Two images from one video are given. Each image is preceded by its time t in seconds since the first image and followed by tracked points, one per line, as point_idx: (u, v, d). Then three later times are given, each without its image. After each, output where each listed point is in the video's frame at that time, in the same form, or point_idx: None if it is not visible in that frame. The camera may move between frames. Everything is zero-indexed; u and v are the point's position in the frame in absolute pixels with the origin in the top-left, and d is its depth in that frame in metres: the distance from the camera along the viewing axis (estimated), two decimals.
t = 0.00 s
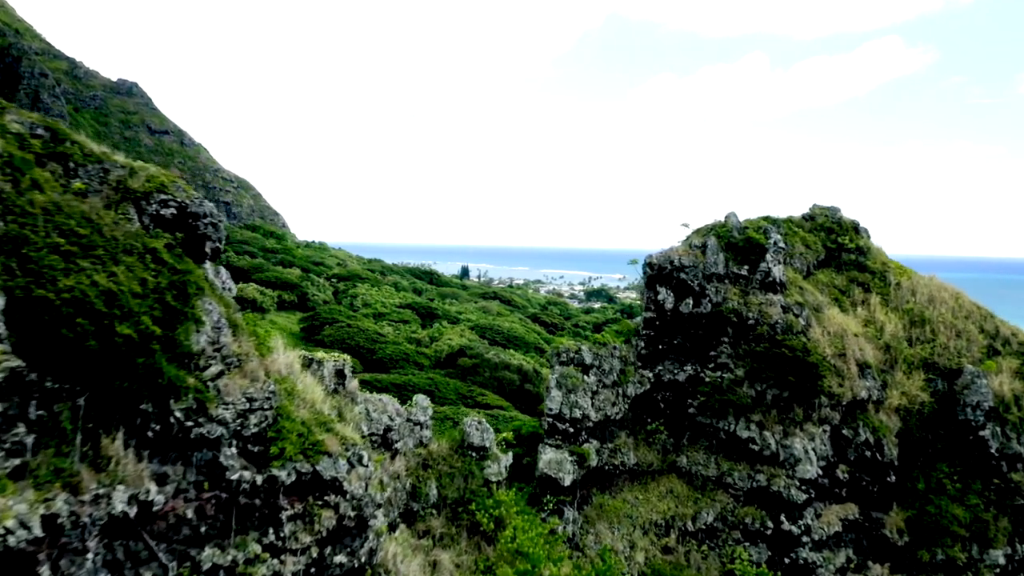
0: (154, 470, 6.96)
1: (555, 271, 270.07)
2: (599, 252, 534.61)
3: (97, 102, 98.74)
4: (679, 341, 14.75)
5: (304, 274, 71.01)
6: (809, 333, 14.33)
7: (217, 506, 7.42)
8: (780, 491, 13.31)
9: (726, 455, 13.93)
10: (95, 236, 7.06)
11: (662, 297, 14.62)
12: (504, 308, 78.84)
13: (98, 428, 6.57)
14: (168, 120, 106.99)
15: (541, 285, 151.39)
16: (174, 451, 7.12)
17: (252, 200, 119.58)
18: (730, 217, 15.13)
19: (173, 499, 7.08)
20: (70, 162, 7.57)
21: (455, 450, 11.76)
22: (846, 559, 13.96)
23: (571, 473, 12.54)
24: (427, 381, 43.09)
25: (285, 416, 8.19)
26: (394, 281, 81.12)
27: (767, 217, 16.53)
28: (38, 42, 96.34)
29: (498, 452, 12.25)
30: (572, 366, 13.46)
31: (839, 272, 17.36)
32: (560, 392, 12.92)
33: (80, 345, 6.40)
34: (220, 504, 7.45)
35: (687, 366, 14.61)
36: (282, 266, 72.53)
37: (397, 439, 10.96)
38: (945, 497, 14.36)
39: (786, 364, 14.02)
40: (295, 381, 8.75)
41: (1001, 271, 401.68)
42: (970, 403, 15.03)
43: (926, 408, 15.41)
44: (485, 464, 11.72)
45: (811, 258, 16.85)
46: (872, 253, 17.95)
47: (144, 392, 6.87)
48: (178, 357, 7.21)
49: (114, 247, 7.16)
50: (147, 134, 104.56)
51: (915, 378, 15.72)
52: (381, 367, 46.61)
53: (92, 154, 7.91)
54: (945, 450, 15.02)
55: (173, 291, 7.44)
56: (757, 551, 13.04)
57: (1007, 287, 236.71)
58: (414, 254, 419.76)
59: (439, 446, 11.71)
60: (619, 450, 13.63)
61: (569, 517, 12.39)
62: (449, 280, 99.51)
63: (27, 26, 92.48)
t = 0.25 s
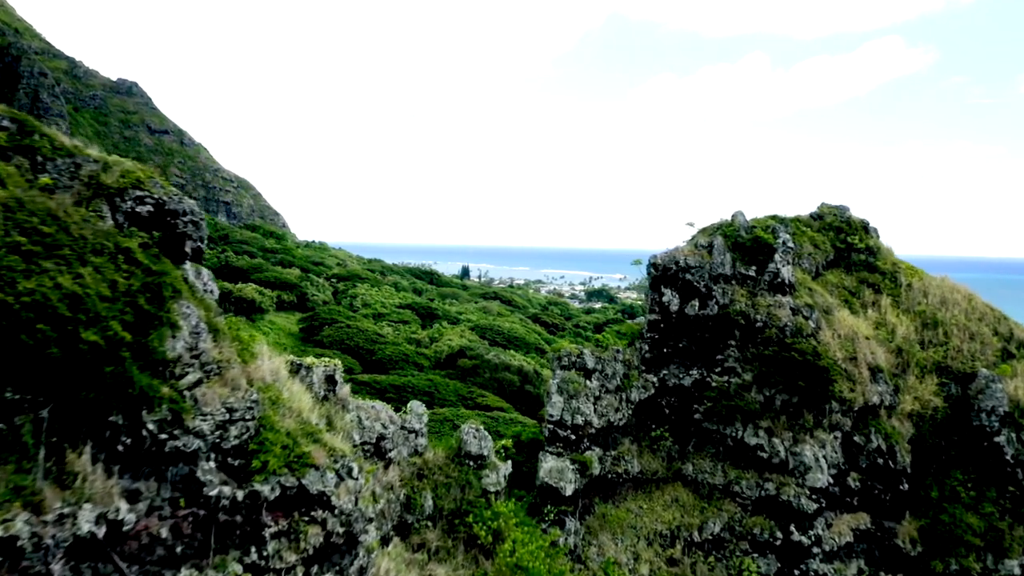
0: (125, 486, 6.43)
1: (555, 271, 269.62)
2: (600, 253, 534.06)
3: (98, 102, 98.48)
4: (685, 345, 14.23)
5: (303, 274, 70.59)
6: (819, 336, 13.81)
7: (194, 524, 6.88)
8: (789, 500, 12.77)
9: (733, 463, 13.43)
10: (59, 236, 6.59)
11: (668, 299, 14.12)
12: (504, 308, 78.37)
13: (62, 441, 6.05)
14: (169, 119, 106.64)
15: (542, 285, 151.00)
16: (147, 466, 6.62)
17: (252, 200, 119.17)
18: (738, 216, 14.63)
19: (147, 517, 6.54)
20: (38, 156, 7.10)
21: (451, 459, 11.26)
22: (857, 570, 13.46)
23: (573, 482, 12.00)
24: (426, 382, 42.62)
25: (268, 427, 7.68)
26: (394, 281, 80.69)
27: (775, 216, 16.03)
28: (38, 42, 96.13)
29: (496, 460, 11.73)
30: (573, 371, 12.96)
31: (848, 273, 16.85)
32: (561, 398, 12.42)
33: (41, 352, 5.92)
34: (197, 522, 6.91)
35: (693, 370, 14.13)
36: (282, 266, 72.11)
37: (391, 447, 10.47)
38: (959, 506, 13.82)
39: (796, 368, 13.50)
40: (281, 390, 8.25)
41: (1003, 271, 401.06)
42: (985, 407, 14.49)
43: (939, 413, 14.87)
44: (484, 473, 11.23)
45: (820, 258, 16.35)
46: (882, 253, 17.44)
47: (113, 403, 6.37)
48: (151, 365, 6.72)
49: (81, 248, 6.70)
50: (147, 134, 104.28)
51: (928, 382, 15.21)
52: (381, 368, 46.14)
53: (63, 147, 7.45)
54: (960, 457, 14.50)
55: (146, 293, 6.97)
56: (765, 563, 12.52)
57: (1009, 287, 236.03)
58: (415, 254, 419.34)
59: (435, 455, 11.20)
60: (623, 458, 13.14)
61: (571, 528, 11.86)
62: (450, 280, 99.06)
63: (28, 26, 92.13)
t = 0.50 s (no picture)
0: (91, 506, 5.92)
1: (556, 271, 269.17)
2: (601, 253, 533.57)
3: (97, 101, 98.06)
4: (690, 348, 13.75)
5: (303, 274, 70.15)
6: (830, 339, 13.30)
7: (166, 545, 6.41)
8: (799, 510, 12.24)
9: (741, 471, 12.92)
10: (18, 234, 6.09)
11: (673, 300, 13.62)
12: (504, 308, 77.91)
13: (20, 457, 5.53)
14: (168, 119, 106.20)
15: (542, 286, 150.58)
16: (116, 482, 6.11)
17: (251, 200, 118.70)
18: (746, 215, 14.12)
19: (116, 538, 6.06)
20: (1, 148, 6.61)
21: (447, 468, 10.75)
22: None
23: (574, 492, 11.50)
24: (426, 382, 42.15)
25: (249, 440, 7.15)
26: (394, 281, 80.21)
27: (783, 215, 15.54)
28: (37, 41, 95.76)
29: (495, 469, 11.23)
30: (575, 375, 12.45)
31: (858, 274, 16.33)
32: (563, 404, 11.92)
33: None
34: (170, 543, 6.44)
35: (699, 375, 13.64)
36: (281, 266, 71.63)
37: (384, 457, 9.96)
38: (974, 515, 13.30)
39: (806, 373, 13.00)
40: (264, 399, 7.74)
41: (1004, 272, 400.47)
42: (1001, 413, 13.98)
43: (954, 419, 14.35)
44: (481, 483, 10.74)
45: (830, 258, 15.85)
46: (893, 253, 16.94)
47: (77, 415, 5.85)
48: (120, 375, 6.22)
49: (42, 247, 6.20)
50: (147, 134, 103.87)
51: (941, 387, 14.70)
52: (380, 368, 45.64)
53: (30, 138, 6.97)
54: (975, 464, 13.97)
55: (115, 296, 6.47)
56: None
57: (1010, 287, 235.52)
58: (415, 254, 418.78)
59: (431, 465, 10.69)
60: (626, 466, 12.64)
61: (572, 539, 11.34)
62: (450, 280, 98.60)
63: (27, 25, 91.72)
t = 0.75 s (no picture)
0: (50, 528, 5.37)
1: (556, 270, 268.69)
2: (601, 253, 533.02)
3: (96, 100, 97.60)
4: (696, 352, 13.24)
5: (302, 274, 69.69)
6: (842, 342, 12.85)
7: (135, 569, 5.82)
8: (810, 520, 11.73)
9: (749, 479, 12.42)
10: None
11: (678, 302, 13.15)
12: (504, 308, 77.51)
13: None
14: (168, 118, 105.75)
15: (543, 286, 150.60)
16: (80, 503, 5.62)
17: (251, 200, 118.25)
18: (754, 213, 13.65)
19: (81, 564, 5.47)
20: None
21: (443, 477, 10.27)
22: None
23: (576, 503, 11.00)
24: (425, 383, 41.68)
25: (227, 454, 6.66)
26: (394, 281, 79.76)
27: (792, 213, 15.06)
28: (37, 40, 95.47)
29: (494, 480, 10.77)
30: (577, 379, 11.94)
31: (869, 274, 15.85)
32: (564, 410, 11.42)
33: None
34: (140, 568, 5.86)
35: (705, 380, 13.15)
36: (280, 266, 71.15)
37: (376, 467, 9.46)
38: (990, 524, 12.58)
39: (817, 378, 12.43)
40: (245, 409, 7.27)
41: (1005, 272, 399.94)
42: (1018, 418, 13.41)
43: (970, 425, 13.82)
44: (478, 494, 10.27)
45: (839, 258, 15.36)
46: (904, 253, 16.46)
47: (35, 429, 5.33)
48: (83, 385, 5.73)
49: None
50: (147, 133, 103.51)
51: (956, 392, 14.19)
52: (379, 369, 45.16)
53: None
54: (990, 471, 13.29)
55: (78, 299, 5.99)
56: None
57: (1012, 287, 235.10)
58: (416, 254, 418.28)
59: (426, 476, 10.16)
60: (629, 474, 12.15)
61: (574, 552, 10.83)
62: (450, 280, 98.13)
63: (27, 24, 91.30)
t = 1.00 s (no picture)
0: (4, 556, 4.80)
1: (557, 270, 268.20)
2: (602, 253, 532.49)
3: (96, 100, 97.18)
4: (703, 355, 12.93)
5: (301, 274, 69.23)
6: (855, 345, 12.30)
7: None
8: (823, 533, 11.19)
9: (759, 489, 11.92)
10: None
11: (684, 304, 12.84)
12: (505, 308, 77.06)
13: None
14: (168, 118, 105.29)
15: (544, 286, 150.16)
16: (38, 526, 5.06)
17: (251, 199, 117.81)
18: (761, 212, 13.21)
19: None
20: None
21: (438, 488, 9.78)
22: None
23: (578, 515, 10.50)
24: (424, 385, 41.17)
25: (201, 471, 6.14)
26: (394, 281, 79.27)
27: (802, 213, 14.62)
28: (36, 40, 95.11)
29: (491, 491, 10.28)
30: (579, 386, 11.46)
31: (879, 275, 15.36)
32: (565, 417, 10.91)
33: None
34: None
35: (713, 386, 12.78)
36: (280, 266, 70.68)
37: (365, 479, 8.93)
38: (1008, 535, 12.03)
39: (830, 385, 11.93)
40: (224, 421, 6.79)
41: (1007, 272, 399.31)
42: None
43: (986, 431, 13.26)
44: (476, 507, 9.77)
45: (850, 258, 14.87)
46: (915, 254, 15.95)
47: None
48: (40, 398, 5.23)
49: None
50: (147, 133, 103.13)
51: (971, 397, 13.64)
52: (378, 371, 44.68)
53: None
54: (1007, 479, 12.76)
55: (38, 305, 5.51)
56: None
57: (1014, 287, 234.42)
58: (416, 254, 417.83)
59: (420, 487, 9.65)
60: (634, 484, 11.66)
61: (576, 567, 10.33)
62: (451, 280, 97.65)
63: (26, 23, 90.90)
